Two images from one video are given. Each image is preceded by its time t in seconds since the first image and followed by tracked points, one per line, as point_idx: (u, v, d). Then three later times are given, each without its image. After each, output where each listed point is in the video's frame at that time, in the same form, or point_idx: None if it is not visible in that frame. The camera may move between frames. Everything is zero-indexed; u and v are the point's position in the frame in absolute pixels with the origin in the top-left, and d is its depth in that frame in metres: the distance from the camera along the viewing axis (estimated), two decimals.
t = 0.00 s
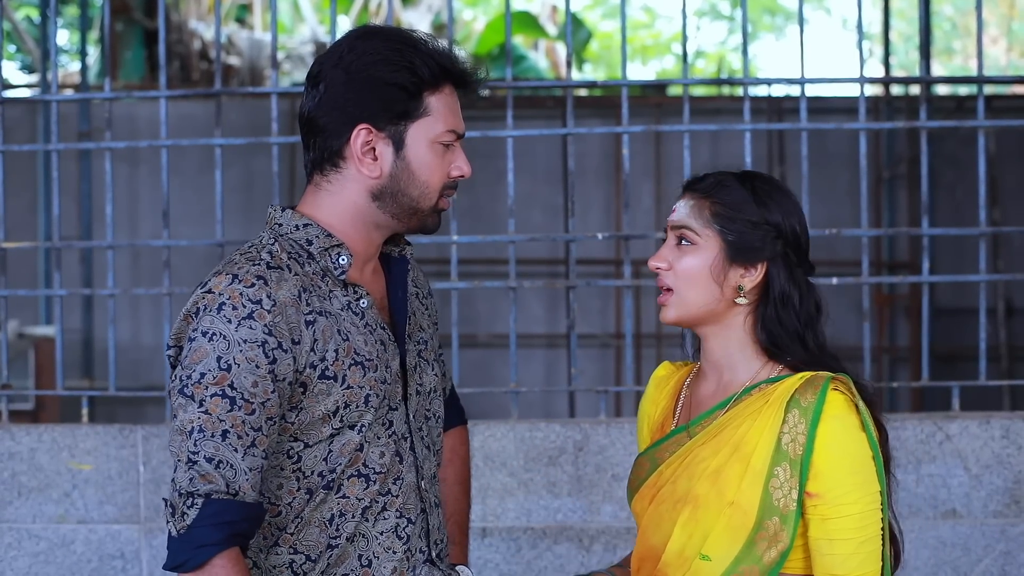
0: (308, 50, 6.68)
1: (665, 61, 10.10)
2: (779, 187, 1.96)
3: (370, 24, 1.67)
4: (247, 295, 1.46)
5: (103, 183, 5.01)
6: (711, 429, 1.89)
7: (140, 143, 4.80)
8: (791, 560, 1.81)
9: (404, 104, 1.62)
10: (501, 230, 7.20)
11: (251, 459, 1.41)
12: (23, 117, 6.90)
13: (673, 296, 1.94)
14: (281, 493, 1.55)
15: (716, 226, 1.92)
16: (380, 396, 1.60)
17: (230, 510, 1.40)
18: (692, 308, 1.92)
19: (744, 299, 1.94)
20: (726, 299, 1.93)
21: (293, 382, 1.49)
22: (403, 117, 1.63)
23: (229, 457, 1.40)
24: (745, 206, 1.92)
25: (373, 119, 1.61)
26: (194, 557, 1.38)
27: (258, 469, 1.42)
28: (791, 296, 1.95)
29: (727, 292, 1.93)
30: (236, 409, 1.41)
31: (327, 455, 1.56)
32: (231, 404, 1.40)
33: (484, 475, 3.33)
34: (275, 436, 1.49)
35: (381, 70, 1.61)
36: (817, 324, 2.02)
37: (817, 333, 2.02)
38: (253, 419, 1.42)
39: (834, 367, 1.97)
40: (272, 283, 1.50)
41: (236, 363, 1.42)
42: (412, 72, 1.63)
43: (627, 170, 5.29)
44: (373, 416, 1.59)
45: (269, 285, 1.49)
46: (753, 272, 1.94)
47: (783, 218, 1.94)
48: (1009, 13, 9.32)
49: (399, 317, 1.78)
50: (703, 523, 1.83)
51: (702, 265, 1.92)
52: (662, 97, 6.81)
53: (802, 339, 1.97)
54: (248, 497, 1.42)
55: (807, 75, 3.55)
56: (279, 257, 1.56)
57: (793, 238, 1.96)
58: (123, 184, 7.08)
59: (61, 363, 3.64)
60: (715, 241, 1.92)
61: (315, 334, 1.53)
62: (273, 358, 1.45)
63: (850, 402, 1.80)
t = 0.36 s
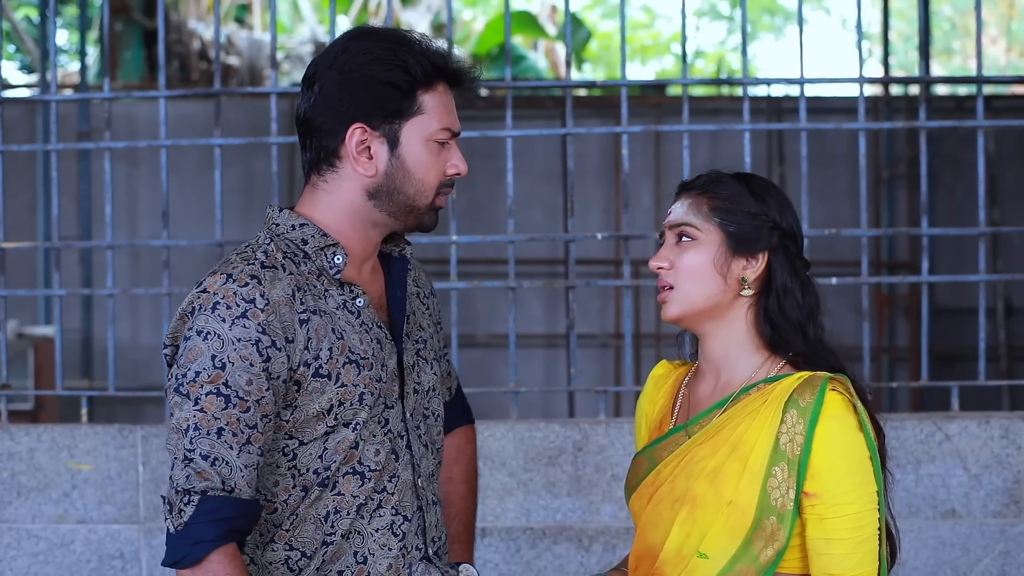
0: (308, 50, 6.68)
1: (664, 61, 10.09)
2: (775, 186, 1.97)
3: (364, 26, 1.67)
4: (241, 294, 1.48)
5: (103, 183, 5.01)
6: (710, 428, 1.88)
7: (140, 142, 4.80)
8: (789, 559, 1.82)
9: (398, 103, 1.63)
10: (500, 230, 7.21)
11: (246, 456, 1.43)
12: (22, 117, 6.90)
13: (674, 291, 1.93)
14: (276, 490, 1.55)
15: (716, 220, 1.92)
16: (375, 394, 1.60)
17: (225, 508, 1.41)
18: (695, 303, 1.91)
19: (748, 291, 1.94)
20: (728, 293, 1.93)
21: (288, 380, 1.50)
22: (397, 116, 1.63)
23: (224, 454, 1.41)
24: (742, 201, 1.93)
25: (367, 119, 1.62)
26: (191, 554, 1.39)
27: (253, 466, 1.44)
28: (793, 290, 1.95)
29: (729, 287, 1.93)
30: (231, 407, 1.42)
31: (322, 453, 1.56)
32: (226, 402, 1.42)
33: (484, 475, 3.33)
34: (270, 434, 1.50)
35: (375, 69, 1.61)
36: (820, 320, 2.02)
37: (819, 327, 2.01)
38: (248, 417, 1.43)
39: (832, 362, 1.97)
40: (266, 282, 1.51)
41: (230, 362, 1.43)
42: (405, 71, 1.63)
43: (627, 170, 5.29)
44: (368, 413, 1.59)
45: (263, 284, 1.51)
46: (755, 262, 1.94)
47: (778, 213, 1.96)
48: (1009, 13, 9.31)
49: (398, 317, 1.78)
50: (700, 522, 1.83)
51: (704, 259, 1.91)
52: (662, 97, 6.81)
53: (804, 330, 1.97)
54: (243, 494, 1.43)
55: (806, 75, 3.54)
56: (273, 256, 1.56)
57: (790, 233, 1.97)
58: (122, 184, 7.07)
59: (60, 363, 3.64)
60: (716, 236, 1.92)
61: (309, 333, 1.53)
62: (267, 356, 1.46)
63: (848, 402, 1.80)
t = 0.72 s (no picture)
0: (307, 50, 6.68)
1: (664, 61, 10.09)
2: (731, 194, 1.93)
3: (349, 31, 1.66)
4: (240, 293, 1.48)
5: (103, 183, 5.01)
6: (720, 425, 1.89)
7: (139, 142, 4.80)
8: (794, 557, 1.82)
9: (397, 103, 1.62)
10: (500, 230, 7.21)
11: (246, 454, 1.43)
12: (22, 117, 6.90)
13: (694, 339, 1.90)
14: (275, 488, 1.55)
15: (709, 259, 1.88)
16: (374, 393, 1.60)
17: (225, 505, 1.41)
18: (718, 343, 1.91)
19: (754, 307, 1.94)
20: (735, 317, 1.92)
21: (286, 378, 1.50)
22: (396, 116, 1.63)
23: (224, 452, 1.41)
24: (719, 230, 1.88)
25: (367, 118, 1.62)
26: (190, 551, 1.39)
27: (253, 464, 1.44)
28: (790, 291, 1.95)
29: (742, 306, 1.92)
30: (230, 405, 1.42)
31: (321, 452, 1.56)
32: (225, 400, 1.42)
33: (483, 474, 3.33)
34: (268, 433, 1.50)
35: (374, 70, 1.61)
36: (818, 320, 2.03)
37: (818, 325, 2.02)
38: (247, 415, 1.43)
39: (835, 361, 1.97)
40: (265, 281, 1.51)
41: (229, 360, 1.43)
42: (405, 71, 1.63)
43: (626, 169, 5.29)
44: (367, 412, 1.59)
45: (262, 283, 1.51)
46: (757, 279, 1.93)
47: (749, 221, 1.92)
48: (1009, 13, 9.30)
49: (398, 317, 1.78)
50: (706, 516, 1.84)
51: (713, 296, 1.88)
52: (661, 97, 6.81)
53: (802, 331, 1.97)
54: (243, 492, 1.43)
55: (806, 75, 3.54)
56: (273, 255, 1.56)
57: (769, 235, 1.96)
58: (121, 184, 7.07)
59: (59, 363, 3.64)
60: (716, 271, 1.88)
61: (308, 332, 1.54)
62: (266, 355, 1.46)
63: (858, 403, 1.80)
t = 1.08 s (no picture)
0: (307, 50, 6.67)
1: (663, 61, 10.08)
2: (751, 189, 1.95)
3: (358, 27, 1.67)
4: (240, 293, 1.48)
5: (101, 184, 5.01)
6: (720, 430, 1.89)
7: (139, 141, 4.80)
8: (801, 559, 1.83)
9: (396, 101, 1.63)
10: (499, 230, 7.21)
11: (247, 453, 1.43)
12: (21, 117, 6.90)
13: (677, 318, 1.92)
14: (275, 488, 1.55)
15: (710, 244, 1.90)
16: (374, 393, 1.60)
17: (226, 504, 1.41)
18: (699, 328, 1.91)
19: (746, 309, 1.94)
20: (728, 313, 1.93)
21: (286, 378, 1.50)
22: (394, 114, 1.63)
23: (225, 452, 1.41)
24: (731, 218, 1.91)
25: (365, 116, 1.62)
26: (193, 551, 1.40)
27: (255, 464, 1.44)
28: (789, 294, 1.96)
29: (734, 303, 1.93)
30: (231, 405, 1.42)
31: (321, 452, 1.56)
32: (226, 400, 1.42)
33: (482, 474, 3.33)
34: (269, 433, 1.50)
35: (371, 67, 1.62)
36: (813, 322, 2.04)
37: (812, 329, 2.03)
38: (248, 415, 1.43)
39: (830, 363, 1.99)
40: (265, 281, 1.51)
41: (230, 360, 1.43)
42: (402, 69, 1.63)
43: (625, 169, 5.30)
44: (367, 412, 1.59)
45: (262, 283, 1.51)
46: (755, 278, 1.94)
47: (763, 219, 1.94)
48: (1008, 13, 9.30)
49: (399, 317, 1.78)
50: (714, 525, 1.84)
51: (705, 283, 1.91)
52: (660, 97, 6.82)
53: (799, 336, 1.99)
54: (245, 492, 1.43)
55: (804, 74, 3.54)
56: (273, 256, 1.57)
57: (778, 235, 1.98)
58: (121, 184, 7.07)
59: (58, 363, 3.64)
60: (713, 257, 1.91)
61: (308, 331, 1.54)
62: (266, 354, 1.46)
63: (860, 403, 1.82)
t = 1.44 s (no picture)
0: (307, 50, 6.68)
1: (663, 61, 10.08)
2: (778, 196, 1.94)
3: (359, 27, 1.67)
4: (243, 293, 1.48)
5: (101, 184, 5.01)
6: (719, 429, 1.89)
7: (138, 141, 4.80)
8: (800, 560, 1.83)
9: (391, 99, 1.63)
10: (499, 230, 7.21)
11: (255, 453, 1.43)
12: (21, 117, 6.90)
13: (668, 299, 1.93)
14: (277, 488, 1.55)
15: (713, 234, 1.91)
16: (375, 393, 1.60)
17: (237, 505, 1.42)
18: (687, 313, 1.92)
19: (742, 307, 1.94)
20: (724, 307, 1.93)
21: (289, 378, 1.50)
22: (390, 112, 1.63)
23: (233, 452, 1.41)
24: (738, 215, 1.91)
25: (361, 115, 1.62)
26: (203, 553, 1.40)
27: (262, 463, 1.44)
28: (790, 299, 1.95)
29: (726, 300, 1.93)
30: (238, 405, 1.42)
31: (322, 451, 1.56)
32: (232, 400, 1.42)
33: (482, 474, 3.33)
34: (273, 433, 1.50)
35: (368, 67, 1.62)
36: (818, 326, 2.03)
37: (817, 337, 2.03)
38: (254, 414, 1.43)
39: (835, 369, 1.98)
40: (267, 281, 1.52)
41: (235, 360, 1.43)
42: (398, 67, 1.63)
43: (624, 169, 5.30)
44: (368, 412, 1.59)
45: (264, 283, 1.51)
46: (751, 280, 1.93)
47: (779, 225, 1.93)
48: (1008, 13, 9.29)
49: (400, 317, 1.78)
50: (712, 525, 1.83)
51: (702, 271, 1.91)
52: (660, 97, 6.82)
53: (803, 343, 1.98)
54: (253, 492, 1.43)
55: (804, 74, 3.54)
56: (274, 256, 1.57)
57: (791, 242, 1.95)
58: (120, 184, 7.07)
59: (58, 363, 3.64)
60: (713, 248, 1.91)
61: (310, 331, 1.54)
62: (270, 353, 1.47)
63: (861, 405, 1.81)
